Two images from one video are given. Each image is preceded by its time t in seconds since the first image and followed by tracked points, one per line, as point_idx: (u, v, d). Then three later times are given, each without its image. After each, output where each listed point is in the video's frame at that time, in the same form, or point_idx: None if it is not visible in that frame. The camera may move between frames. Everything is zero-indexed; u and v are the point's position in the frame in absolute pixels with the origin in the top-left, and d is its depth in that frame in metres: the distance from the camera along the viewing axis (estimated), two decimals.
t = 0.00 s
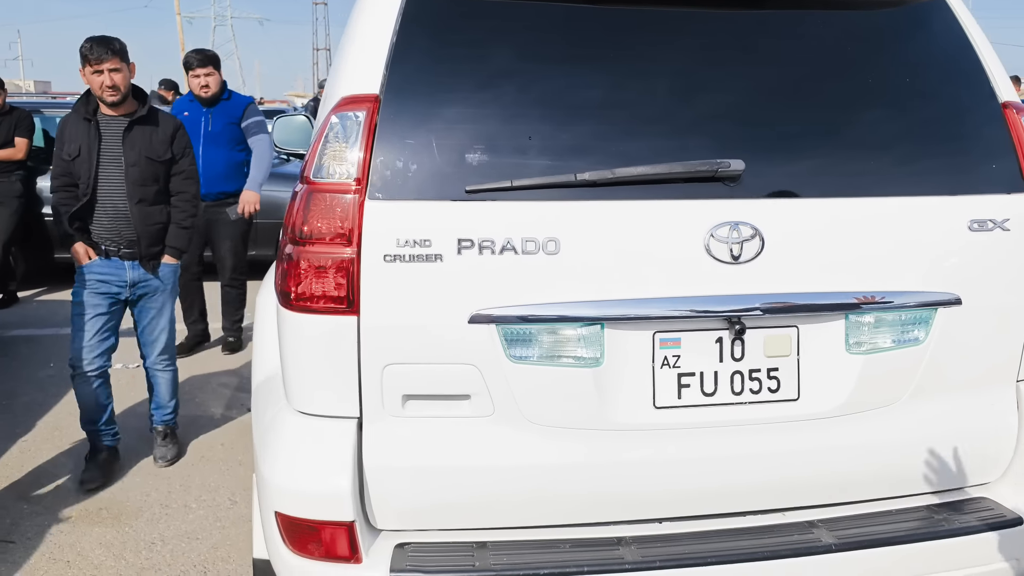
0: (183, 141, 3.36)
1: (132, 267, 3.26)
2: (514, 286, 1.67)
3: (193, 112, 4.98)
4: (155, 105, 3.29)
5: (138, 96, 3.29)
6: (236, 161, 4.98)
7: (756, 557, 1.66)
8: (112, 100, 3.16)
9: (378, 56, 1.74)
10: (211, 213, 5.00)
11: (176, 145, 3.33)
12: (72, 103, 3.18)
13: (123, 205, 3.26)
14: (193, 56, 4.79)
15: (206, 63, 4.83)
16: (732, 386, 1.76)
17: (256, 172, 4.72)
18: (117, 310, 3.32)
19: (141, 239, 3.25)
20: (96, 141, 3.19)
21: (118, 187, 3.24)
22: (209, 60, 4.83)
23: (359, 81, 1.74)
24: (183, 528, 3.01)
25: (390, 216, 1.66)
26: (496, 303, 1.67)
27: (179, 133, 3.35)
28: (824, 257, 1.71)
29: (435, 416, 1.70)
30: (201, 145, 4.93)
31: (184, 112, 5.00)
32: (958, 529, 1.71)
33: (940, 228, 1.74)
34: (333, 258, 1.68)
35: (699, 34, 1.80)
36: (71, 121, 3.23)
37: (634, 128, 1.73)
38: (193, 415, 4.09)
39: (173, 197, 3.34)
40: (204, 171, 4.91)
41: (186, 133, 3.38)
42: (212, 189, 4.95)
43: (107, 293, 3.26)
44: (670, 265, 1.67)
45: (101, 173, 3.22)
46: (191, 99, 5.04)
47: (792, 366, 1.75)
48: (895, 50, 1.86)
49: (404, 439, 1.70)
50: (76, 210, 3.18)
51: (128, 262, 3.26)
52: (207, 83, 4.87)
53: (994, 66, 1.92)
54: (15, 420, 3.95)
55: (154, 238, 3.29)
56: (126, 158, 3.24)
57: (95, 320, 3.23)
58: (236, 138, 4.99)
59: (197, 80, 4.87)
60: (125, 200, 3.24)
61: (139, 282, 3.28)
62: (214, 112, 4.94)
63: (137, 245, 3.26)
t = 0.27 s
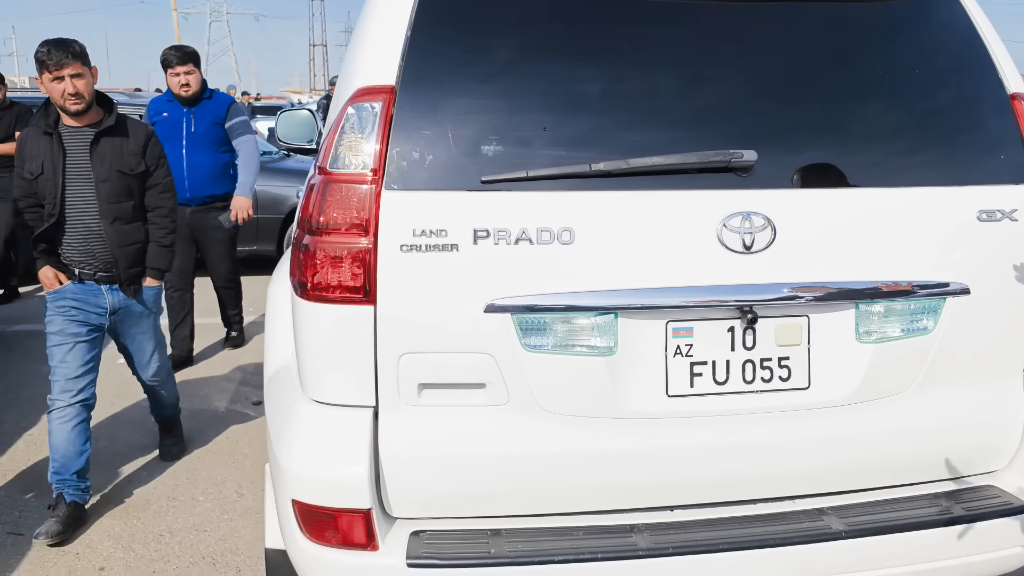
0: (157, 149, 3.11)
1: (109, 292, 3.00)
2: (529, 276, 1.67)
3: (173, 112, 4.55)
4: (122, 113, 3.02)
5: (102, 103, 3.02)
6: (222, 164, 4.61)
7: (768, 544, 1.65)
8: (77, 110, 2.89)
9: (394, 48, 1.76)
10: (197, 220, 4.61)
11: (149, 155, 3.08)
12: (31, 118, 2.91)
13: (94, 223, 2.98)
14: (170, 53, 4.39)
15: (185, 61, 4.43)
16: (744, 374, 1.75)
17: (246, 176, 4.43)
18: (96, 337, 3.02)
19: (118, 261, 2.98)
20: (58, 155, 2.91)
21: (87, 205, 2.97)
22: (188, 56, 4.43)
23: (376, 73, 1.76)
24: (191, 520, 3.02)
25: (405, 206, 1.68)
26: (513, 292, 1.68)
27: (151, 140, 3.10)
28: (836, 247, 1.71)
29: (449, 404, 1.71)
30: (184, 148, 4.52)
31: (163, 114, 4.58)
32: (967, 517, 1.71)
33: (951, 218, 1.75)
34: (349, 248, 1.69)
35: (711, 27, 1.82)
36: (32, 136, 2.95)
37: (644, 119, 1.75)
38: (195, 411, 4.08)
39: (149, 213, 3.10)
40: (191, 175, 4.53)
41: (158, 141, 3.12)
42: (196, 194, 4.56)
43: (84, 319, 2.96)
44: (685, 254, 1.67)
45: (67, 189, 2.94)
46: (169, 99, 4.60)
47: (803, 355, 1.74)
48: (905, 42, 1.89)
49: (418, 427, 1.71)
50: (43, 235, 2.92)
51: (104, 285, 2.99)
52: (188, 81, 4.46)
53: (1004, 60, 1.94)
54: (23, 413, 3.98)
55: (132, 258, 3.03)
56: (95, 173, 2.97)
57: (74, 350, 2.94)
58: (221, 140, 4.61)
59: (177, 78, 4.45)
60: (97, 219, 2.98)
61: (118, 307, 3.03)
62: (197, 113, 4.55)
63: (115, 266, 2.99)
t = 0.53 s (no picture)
0: (119, 137, 2.83)
1: (58, 292, 2.74)
2: (534, 268, 1.69)
3: (150, 104, 4.36)
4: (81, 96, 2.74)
5: (59, 86, 2.72)
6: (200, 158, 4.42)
7: (772, 534, 1.68)
8: (31, 95, 2.61)
9: (400, 43, 1.77)
10: (172, 216, 4.42)
11: (110, 142, 2.80)
12: None
13: (47, 219, 2.72)
14: (147, 44, 4.25)
15: (162, 51, 4.27)
16: (746, 365, 1.77)
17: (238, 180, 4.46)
18: (57, 350, 2.83)
19: (74, 258, 2.71)
20: (13, 145, 2.65)
21: (40, 197, 2.70)
22: (162, 45, 4.26)
23: (382, 68, 1.77)
24: (193, 514, 3.04)
25: (411, 199, 1.69)
26: (520, 284, 1.70)
27: (112, 127, 2.82)
28: (838, 239, 1.73)
29: (456, 396, 1.73)
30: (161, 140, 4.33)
31: (138, 104, 4.37)
32: (966, 506, 1.73)
33: (950, 210, 1.78)
34: (357, 241, 1.71)
35: (713, 22, 1.84)
36: None
37: (646, 114, 1.77)
38: (196, 407, 4.08)
39: (110, 205, 2.82)
40: (167, 168, 4.32)
41: (123, 127, 2.86)
42: (172, 189, 4.35)
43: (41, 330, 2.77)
44: (689, 246, 1.69)
45: (21, 180, 2.68)
46: (144, 90, 4.40)
47: (805, 346, 1.76)
48: (904, 36, 1.91)
49: (425, 418, 1.73)
50: None
51: (54, 285, 2.74)
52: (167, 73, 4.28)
53: (1003, 56, 1.96)
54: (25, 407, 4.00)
55: (88, 254, 2.75)
56: (47, 162, 2.68)
57: (38, 368, 2.78)
58: (200, 134, 4.45)
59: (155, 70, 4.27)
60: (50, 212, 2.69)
61: (71, 308, 2.77)
62: (175, 105, 4.36)
63: (70, 263, 2.72)
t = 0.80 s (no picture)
0: (76, 156, 2.45)
1: None
2: (529, 260, 1.71)
3: (123, 105, 3.95)
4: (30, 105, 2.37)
5: (10, 94, 2.36)
6: (176, 164, 4.02)
7: (764, 522, 1.70)
8: None
9: (396, 38, 1.79)
10: (143, 225, 4.02)
11: (65, 162, 2.43)
12: None
13: None
14: (120, 43, 3.72)
15: (138, 53, 3.77)
16: (739, 356, 1.78)
17: (216, 187, 4.17)
18: None
19: (14, 292, 2.37)
20: None
21: None
22: (139, 47, 3.76)
23: (378, 62, 1.79)
24: (188, 507, 3.05)
25: (408, 192, 1.71)
26: (515, 276, 1.72)
27: (69, 143, 2.44)
28: (829, 231, 1.75)
29: (452, 387, 1.75)
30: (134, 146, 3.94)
31: (110, 106, 3.96)
32: (955, 494, 1.76)
33: (939, 203, 1.80)
34: (354, 234, 1.73)
35: (705, 17, 1.86)
36: None
37: (640, 107, 1.79)
38: (189, 403, 4.08)
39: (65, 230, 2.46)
40: (139, 174, 3.92)
41: (80, 142, 2.47)
42: (145, 199, 3.95)
43: None
44: (682, 238, 1.71)
45: None
46: (116, 90, 3.98)
47: (796, 337, 1.78)
48: (894, 32, 1.94)
49: (422, 409, 1.75)
50: None
51: None
52: (143, 75, 3.82)
53: (992, 52, 1.99)
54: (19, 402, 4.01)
55: (31, 289, 2.41)
56: None
57: None
58: (177, 138, 4.05)
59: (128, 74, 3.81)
60: None
61: (12, 350, 2.43)
62: (150, 107, 3.94)
63: (11, 300, 2.38)
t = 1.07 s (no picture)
0: (8, 145, 2.19)
1: None
2: (509, 257, 1.73)
3: (78, 96, 3.77)
4: None
5: None
6: (136, 158, 3.84)
7: (739, 514, 1.73)
8: None
9: (375, 36, 1.80)
10: (102, 222, 3.83)
11: None
12: None
13: None
14: (75, 28, 3.58)
15: (94, 38, 3.61)
16: (715, 351, 1.81)
17: (170, 178, 3.74)
18: None
19: None
20: None
21: None
22: (95, 32, 3.61)
23: (358, 59, 1.80)
24: (166, 506, 3.04)
25: (387, 189, 1.72)
26: (495, 272, 1.73)
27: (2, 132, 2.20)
28: (803, 228, 1.78)
29: (432, 381, 1.76)
30: (90, 139, 3.76)
31: (66, 97, 3.79)
32: (925, 486, 1.79)
33: (909, 201, 1.84)
34: (334, 231, 1.73)
35: (681, 17, 1.89)
36: None
37: (616, 105, 1.81)
38: (167, 402, 4.05)
39: None
40: (96, 168, 3.76)
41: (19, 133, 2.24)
42: (104, 194, 3.78)
43: None
44: (659, 235, 1.73)
45: None
46: (74, 79, 3.81)
47: (771, 332, 1.81)
48: (866, 33, 1.98)
49: (402, 404, 1.76)
50: None
51: None
52: (100, 63, 3.64)
53: (960, 53, 2.03)
54: None
55: None
56: None
57: None
58: (137, 128, 3.84)
59: (83, 61, 3.63)
60: None
61: None
62: (106, 98, 3.75)
63: None
